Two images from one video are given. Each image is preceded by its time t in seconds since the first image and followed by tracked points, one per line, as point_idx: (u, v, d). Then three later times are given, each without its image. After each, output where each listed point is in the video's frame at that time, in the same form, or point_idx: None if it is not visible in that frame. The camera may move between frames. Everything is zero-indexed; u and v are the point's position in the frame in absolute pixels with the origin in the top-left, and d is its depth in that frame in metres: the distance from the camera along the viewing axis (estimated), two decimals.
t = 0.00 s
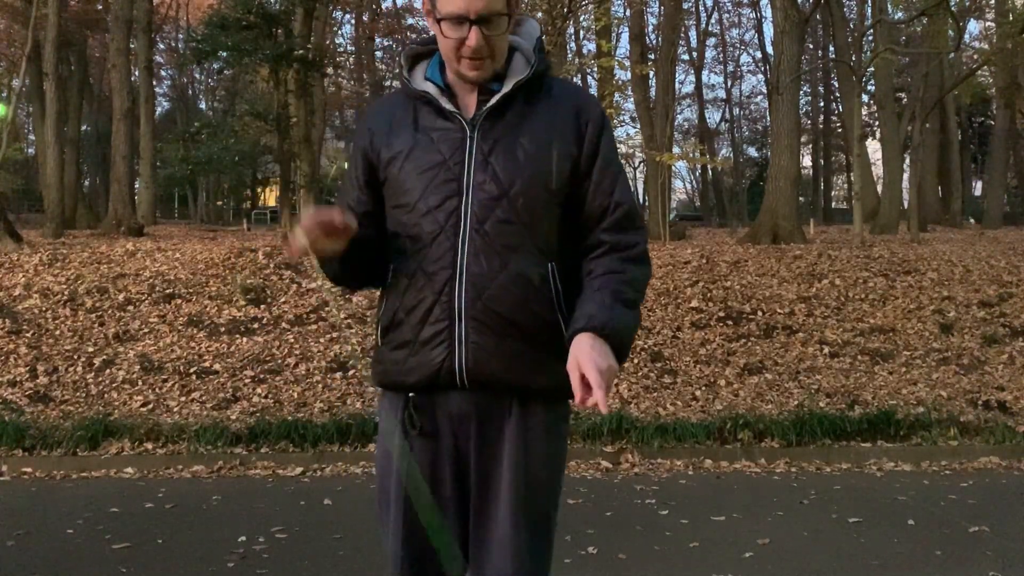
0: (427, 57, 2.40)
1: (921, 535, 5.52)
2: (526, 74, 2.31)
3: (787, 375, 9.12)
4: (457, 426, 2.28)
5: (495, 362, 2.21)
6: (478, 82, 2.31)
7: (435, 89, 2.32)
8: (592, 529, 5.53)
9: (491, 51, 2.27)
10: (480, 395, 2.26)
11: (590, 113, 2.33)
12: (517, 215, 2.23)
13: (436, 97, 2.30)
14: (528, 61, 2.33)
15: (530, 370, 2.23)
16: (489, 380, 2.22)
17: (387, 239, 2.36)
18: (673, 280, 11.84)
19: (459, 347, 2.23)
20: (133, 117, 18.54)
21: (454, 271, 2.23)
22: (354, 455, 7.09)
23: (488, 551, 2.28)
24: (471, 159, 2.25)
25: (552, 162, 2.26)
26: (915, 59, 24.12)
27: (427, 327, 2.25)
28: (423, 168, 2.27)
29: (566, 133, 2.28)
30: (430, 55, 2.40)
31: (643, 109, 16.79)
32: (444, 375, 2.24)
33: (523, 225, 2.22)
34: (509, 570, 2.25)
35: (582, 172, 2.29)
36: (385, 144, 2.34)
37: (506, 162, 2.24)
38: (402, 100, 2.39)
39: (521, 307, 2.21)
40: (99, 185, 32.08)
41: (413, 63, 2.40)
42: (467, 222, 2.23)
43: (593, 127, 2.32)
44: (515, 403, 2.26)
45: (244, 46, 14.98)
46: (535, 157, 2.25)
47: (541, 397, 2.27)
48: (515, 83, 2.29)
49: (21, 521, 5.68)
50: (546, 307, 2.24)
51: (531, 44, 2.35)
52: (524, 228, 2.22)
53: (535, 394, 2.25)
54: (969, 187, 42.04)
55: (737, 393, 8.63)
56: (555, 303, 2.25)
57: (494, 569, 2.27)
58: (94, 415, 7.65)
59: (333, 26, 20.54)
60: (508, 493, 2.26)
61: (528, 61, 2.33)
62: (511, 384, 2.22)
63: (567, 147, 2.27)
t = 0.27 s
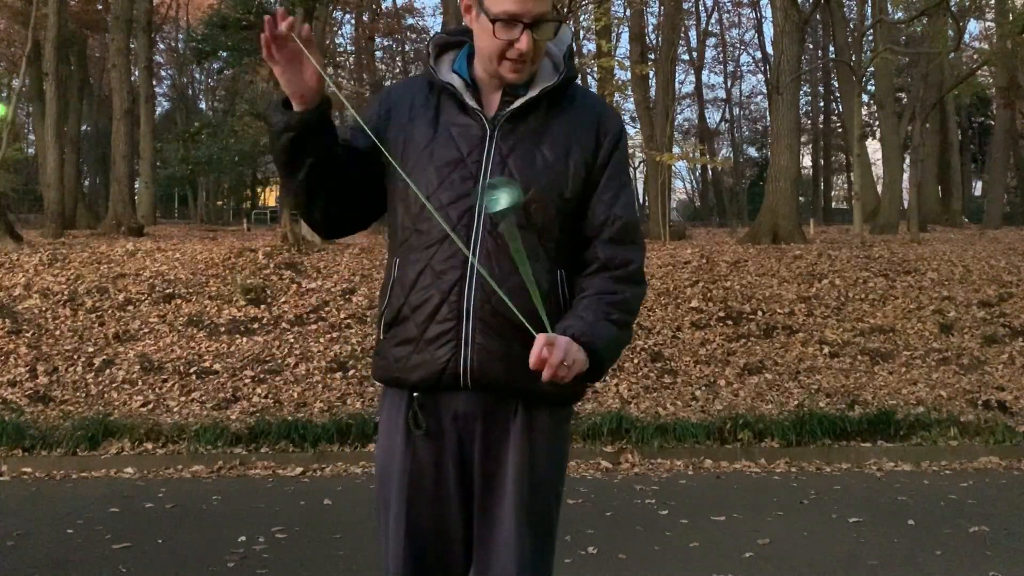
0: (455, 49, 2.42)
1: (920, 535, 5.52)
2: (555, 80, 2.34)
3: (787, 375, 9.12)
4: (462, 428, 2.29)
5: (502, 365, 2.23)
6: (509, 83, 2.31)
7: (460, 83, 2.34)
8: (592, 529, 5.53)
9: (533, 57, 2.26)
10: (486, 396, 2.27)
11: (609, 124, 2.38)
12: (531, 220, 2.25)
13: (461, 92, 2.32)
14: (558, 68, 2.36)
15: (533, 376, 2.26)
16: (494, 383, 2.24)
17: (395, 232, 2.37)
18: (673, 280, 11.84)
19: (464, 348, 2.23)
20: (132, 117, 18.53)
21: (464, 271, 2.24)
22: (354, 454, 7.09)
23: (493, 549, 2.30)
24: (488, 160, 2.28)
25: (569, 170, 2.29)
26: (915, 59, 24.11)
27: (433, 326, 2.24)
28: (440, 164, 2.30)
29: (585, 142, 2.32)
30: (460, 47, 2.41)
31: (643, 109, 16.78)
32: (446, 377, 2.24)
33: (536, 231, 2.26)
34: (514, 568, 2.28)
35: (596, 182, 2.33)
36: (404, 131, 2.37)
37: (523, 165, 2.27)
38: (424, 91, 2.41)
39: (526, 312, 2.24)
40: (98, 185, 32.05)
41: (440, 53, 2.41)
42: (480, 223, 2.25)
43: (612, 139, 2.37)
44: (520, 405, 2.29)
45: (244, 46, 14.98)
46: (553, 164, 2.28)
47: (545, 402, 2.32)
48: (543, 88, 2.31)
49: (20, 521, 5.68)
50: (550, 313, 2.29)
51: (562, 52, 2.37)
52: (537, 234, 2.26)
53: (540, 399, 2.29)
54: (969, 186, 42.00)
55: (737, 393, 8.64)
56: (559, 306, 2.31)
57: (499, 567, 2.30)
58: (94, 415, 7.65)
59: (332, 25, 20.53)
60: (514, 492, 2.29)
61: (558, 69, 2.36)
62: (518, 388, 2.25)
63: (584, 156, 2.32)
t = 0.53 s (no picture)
0: (461, 50, 2.43)
1: (920, 535, 5.52)
2: (563, 85, 2.35)
3: (787, 375, 9.12)
4: (464, 429, 2.28)
5: (506, 367, 2.23)
6: (518, 86, 2.31)
7: (467, 83, 2.34)
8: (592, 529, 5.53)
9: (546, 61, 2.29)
10: (489, 398, 2.26)
11: (617, 131, 2.39)
12: (537, 223, 2.27)
13: (468, 92, 2.32)
14: (566, 73, 2.37)
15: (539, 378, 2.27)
16: (497, 385, 2.24)
17: (402, 230, 2.37)
18: (673, 280, 11.83)
19: (469, 348, 2.23)
20: (133, 117, 18.53)
21: (469, 271, 2.25)
22: (354, 454, 7.09)
23: (494, 549, 2.31)
24: (494, 162, 2.28)
25: (577, 175, 2.30)
26: (915, 59, 24.11)
27: (436, 327, 2.24)
28: (447, 164, 2.30)
29: (593, 148, 2.34)
30: (466, 47, 2.42)
31: (643, 109, 16.77)
32: (448, 377, 2.23)
33: (543, 234, 2.27)
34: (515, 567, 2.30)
35: (604, 188, 2.35)
36: (409, 131, 2.35)
37: (530, 169, 2.27)
38: (428, 89, 2.40)
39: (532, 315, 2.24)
40: (98, 185, 32.04)
41: (446, 53, 2.43)
42: (485, 225, 2.26)
43: (620, 145, 2.38)
44: (523, 408, 2.29)
45: (244, 46, 14.98)
46: (560, 167, 2.29)
47: (548, 403, 2.32)
48: (551, 92, 2.32)
49: (20, 521, 5.68)
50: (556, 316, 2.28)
51: (570, 57, 2.40)
52: (543, 238, 2.27)
53: (543, 402, 2.30)
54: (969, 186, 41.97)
55: (737, 393, 8.64)
56: (563, 313, 2.28)
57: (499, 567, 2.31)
58: (94, 415, 7.65)
59: (332, 26, 20.52)
60: (515, 492, 2.29)
61: (566, 74, 2.37)
62: (522, 391, 2.26)
63: (592, 161, 2.33)
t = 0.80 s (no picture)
0: (460, 51, 2.43)
1: (920, 535, 5.52)
2: (563, 85, 2.34)
3: (787, 375, 9.12)
4: (473, 430, 2.28)
5: (515, 367, 2.24)
6: (518, 86, 2.31)
7: (467, 83, 2.32)
8: (592, 529, 5.53)
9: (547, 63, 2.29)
10: (499, 397, 2.27)
11: (616, 130, 2.39)
12: (544, 222, 2.26)
13: (469, 92, 2.31)
14: (564, 73, 2.37)
15: (547, 378, 2.28)
16: (506, 384, 2.25)
17: (402, 232, 2.34)
18: (673, 280, 11.83)
19: (479, 348, 2.24)
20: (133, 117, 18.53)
21: (478, 272, 2.25)
22: (354, 454, 7.09)
23: (502, 550, 2.31)
24: (500, 162, 2.27)
25: (580, 175, 2.30)
26: (915, 59, 24.10)
27: (447, 328, 2.25)
28: (451, 165, 2.28)
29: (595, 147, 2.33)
30: (464, 49, 2.42)
31: (643, 109, 16.77)
32: (460, 378, 2.24)
33: (548, 234, 2.27)
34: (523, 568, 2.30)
35: (607, 187, 2.35)
36: (409, 133, 2.33)
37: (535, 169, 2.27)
38: (428, 90, 2.38)
39: (541, 315, 2.26)
40: (98, 185, 32.05)
41: (445, 53, 2.42)
42: (491, 226, 2.25)
43: (619, 144, 2.38)
44: (531, 407, 2.30)
45: (244, 46, 14.98)
46: (564, 167, 2.29)
47: (555, 402, 2.33)
48: (553, 91, 2.31)
49: (21, 521, 5.68)
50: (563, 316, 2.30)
51: (569, 57, 2.40)
52: (549, 237, 2.27)
53: (551, 402, 2.31)
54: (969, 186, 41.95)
55: (737, 393, 8.64)
56: (571, 309, 2.31)
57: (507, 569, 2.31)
58: (94, 415, 7.66)
59: (333, 26, 20.52)
60: (524, 492, 2.30)
61: (565, 74, 2.37)
62: (530, 391, 2.27)
63: (594, 160, 2.33)
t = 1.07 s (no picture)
0: (445, 52, 2.39)
1: (920, 535, 5.52)
2: (550, 84, 2.33)
3: (787, 375, 9.12)
4: (466, 428, 2.26)
5: (514, 370, 2.22)
6: (506, 89, 2.29)
7: (457, 88, 2.29)
8: (592, 529, 5.53)
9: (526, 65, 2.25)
10: (495, 399, 2.26)
11: (606, 126, 2.38)
12: (541, 224, 2.24)
13: (458, 97, 2.28)
14: (551, 70, 2.35)
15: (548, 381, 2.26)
16: (505, 387, 2.23)
17: (399, 239, 2.30)
18: (673, 280, 11.83)
19: (478, 354, 2.21)
20: (132, 117, 18.54)
21: (477, 277, 2.21)
22: (353, 455, 7.09)
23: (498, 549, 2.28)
24: (494, 165, 2.24)
25: (573, 176, 2.29)
26: (915, 59, 24.11)
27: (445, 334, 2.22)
28: (445, 170, 2.24)
29: (587, 147, 2.32)
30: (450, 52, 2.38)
31: (643, 109, 16.78)
32: (458, 383, 2.22)
33: (545, 236, 2.24)
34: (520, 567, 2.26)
35: (600, 184, 2.34)
36: (402, 139, 2.29)
37: (529, 171, 2.25)
38: (416, 93, 2.35)
39: (539, 316, 2.24)
40: (99, 185, 32.09)
41: (431, 56, 2.38)
42: (488, 231, 2.22)
43: (609, 141, 2.37)
44: (529, 407, 2.28)
45: (244, 46, 14.99)
46: (558, 167, 2.27)
47: (553, 404, 2.31)
48: (541, 92, 2.29)
49: (21, 521, 5.68)
50: (561, 315, 2.28)
51: (554, 56, 2.37)
52: (546, 239, 2.25)
53: (550, 402, 2.29)
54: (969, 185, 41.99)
55: (737, 393, 8.63)
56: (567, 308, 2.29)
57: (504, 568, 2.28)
58: (94, 415, 7.65)
59: (332, 25, 20.53)
60: (520, 491, 2.27)
61: (552, 73, 2.35)
62: (527, 393, 2.25)
63: (587, 159, 2.32)
